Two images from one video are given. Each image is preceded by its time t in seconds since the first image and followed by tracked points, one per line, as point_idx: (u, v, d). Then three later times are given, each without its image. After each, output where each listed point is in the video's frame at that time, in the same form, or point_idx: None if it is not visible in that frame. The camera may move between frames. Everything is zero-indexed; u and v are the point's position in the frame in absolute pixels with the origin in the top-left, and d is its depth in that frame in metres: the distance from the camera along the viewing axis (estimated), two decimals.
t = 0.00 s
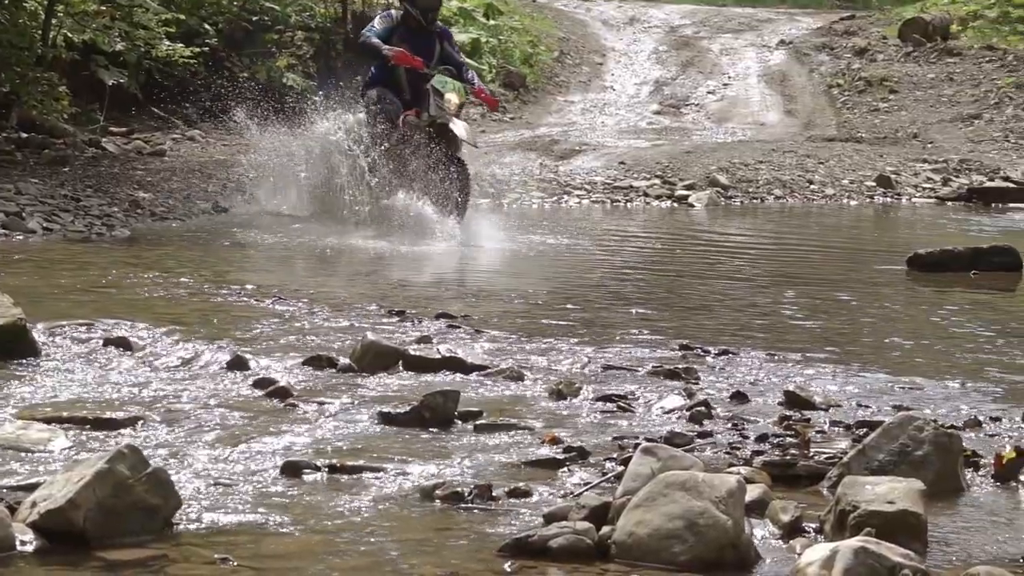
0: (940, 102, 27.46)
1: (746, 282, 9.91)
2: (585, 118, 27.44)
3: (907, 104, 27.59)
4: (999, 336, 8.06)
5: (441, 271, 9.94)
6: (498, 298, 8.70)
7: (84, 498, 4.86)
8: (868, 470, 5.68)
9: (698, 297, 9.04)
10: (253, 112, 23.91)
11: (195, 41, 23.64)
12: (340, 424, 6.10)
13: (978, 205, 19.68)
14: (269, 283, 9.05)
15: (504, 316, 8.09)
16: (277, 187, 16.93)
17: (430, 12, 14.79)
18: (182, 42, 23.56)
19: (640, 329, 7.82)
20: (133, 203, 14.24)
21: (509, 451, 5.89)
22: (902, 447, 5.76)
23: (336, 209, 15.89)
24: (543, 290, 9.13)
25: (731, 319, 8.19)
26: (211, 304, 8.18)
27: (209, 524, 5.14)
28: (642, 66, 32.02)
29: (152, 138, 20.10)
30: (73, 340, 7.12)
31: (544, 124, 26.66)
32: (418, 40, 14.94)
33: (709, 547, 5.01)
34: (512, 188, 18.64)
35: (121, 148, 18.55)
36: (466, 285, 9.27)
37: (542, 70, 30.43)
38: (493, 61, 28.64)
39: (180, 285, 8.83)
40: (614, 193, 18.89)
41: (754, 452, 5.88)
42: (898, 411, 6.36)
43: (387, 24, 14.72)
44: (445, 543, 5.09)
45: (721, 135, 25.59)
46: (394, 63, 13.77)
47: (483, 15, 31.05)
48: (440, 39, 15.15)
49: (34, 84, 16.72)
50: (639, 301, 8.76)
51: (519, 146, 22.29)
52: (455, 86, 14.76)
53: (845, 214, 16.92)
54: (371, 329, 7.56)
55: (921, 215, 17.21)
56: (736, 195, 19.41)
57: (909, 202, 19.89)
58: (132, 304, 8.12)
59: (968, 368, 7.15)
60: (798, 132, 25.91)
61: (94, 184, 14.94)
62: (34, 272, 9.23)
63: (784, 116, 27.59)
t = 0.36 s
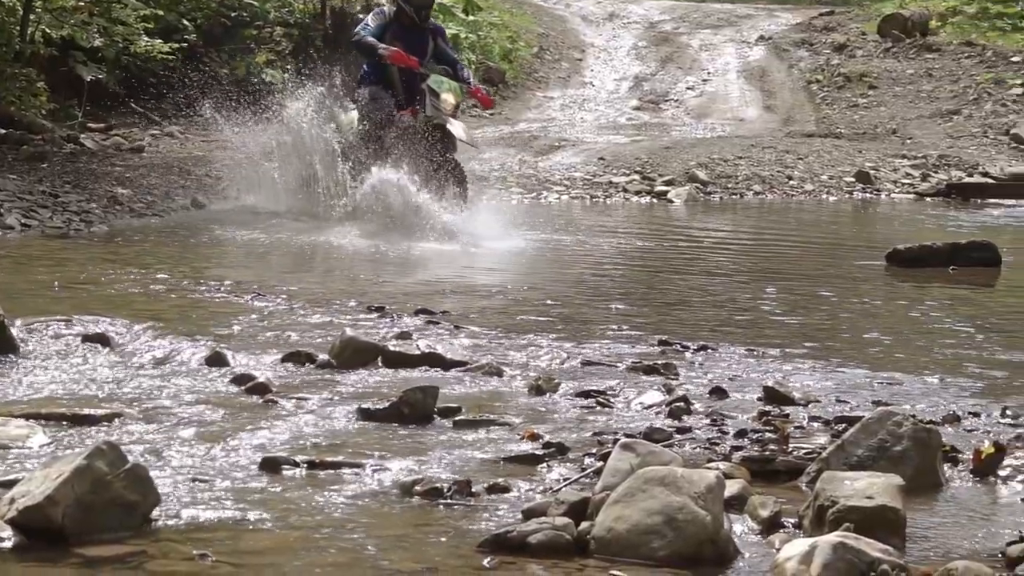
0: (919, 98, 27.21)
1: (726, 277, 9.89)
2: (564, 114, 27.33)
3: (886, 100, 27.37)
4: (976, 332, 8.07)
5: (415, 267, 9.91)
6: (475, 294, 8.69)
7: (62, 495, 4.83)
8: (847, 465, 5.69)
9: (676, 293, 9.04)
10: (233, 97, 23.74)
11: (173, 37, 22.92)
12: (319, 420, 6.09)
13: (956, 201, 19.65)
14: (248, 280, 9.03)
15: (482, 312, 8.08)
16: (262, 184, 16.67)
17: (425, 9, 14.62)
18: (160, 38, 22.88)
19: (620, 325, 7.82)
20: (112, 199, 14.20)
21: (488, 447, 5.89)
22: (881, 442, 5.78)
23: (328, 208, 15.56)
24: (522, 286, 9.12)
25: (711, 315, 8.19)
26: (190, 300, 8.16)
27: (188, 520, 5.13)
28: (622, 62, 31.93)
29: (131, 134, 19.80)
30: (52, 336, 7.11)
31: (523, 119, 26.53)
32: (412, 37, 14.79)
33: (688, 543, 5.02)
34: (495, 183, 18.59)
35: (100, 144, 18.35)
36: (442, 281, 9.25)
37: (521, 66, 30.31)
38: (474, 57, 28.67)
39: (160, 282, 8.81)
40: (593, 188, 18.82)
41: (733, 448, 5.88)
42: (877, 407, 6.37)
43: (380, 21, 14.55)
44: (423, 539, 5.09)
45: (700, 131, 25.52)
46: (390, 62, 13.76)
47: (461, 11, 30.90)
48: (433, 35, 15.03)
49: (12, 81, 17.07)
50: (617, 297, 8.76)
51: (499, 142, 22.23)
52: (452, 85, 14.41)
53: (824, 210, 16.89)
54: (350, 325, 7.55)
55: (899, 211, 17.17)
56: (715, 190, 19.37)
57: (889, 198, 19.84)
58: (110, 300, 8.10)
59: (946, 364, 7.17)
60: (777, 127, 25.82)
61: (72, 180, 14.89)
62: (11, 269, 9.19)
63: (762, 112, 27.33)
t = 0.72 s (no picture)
0: (898, 96, 27.18)
1: (704, 276, 9.89)
2: (542, 112, 27.26)
3: (865, 98, 27.32)
4: (954, 331, 8.09)
5: (390, 265, 9.89)
6: (452, 292, 8.69)
7: (41, 494, 4.81)
8: (826, 464, 5.68)
9: (655, 291, 9.04)
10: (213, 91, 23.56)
11: (152, 36, 23.15)
12: (298, 419, 6.09)
13: (936, 198, 19.68)
14: (227, 278, 9.01)
15: (461, 310, 8.08)
16: (243, 183, 16.39)
17: (420, 8, 14.74)
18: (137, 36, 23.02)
19: (599, 323, 7.82)
20: (91, 197, 14.16)
21: (467, 445, 5.89)
22: (861, 441, 5.78)
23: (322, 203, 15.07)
24: (501, 284, 9.12)
25: (690, 313, 8.19)
26: (169, 299, 8.15)
27: (167, 520, 5.12)
28: (601, 60, 31.86)
29: (109, 130, 19.63)
30: (31, 335, 7.09)
31: (502, 117, 26.47)
32: (407, 38, 14.90)
33: (667, 541, 5.01)
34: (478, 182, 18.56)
35: (78, 141, 18.14)
36: (419, 280, 9.24)
37: (501, 65, 30.26)
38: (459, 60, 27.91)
39: (138, 280, 8.79)
40: (574, 185, 18.77)
41: (712, 446, 5.88)
42: (856, 405, 6.38)
43: (376, 20, 14.64)
44: (403, 537, 5.08)
45: (680, 129, 25.49)
46: (388, 63, 13.85)
47: (440, 9, 30.83)
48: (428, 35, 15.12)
49: None
50: (595, 295, 8.75)
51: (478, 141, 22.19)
52: (450, 86, 14.47)
53: (803, 208, 16.90)
54: (329, 323, 7.55)
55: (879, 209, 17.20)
56: (694, 189, 19.34)
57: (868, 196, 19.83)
58: (89, 298, 8.09)
59: (925, 363, 7.18)
60: (756, 125, 25.81)
61: (50, 178, 14.84)
62: None
63: (742, 110, 27.27)
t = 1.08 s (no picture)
0: (879, 96, 27.11)
1: (683, 276, 9.88)
2: (523, 112, 27.15)
3: (846, 98, 27.27)
4: (933, 331, 8.10)
5: (367, 265, 9.86)
6: (431, 292, 8.68)
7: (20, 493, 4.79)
8: (806, 463, 5.69)
9: (635, 291, 9.05)
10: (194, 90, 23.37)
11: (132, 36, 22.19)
12: (278, 418, 6.08)
13: (917, 198, 19.68)
14: (208, 278, 8.98)
15: (439, 310, 8.08)
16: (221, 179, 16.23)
17: (419, 11, 14.74)
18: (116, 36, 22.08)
19: (580, 323, 7.82)
20: (70, 196, 14.16)
21: (447, 444, 5.89)
22: (841, 441, 5.78)
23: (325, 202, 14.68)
24: (483, 284, 9.11)
25: (671, 313, 8.20)
26: (148, 298, 8.14)
27: (146, 519, 5.11)
28: (582, 60, 31.71)
29: (89, 131, 19.03)
30: (12, 334, 7.07)
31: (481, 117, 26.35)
32: (406, 40, 14.89)
33: (647, 541, 5.02)
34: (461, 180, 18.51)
35: (58, 141, 17.60)
36: (399, 279, 9.24)
37: (481, 65, 30.12)
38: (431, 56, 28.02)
39: (118, 280, 8.76)
40: (557, 185, 18.73)
41: (692, 446, 5.88)
42: (836, 405, 6.39)
43: (374, 22, 14.62)
44: (382, 537, 5.08)
45: (661, 129, 25.43)
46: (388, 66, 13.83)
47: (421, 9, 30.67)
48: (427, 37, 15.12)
49: None
50: (576, 295, 8.75)
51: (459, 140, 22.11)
52: (451, 89, 14.17)
53: (784, 208, 16.88)
54: (309, 323, 7.54)
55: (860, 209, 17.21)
56: (675, 188, 19.28)
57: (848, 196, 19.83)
58: (69, 298, 8.07)
59: (905, 362, 7.19)
60: (737, 126, 25.76)
61: (30, 176, 14.81)
62: None
63: (723, 110, 27.20)
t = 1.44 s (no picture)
0: (858, 96, 27.07)
1: (659, 275, 9.87)
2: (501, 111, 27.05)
3: (824, 98, 27.22)
4: (909, 331, 8.11)
5: (340, 265, 9.79)
6: (407, 292, 8.66)
7: None
8: (784, 462, 5.69)
9: (612, 291, 9.04)
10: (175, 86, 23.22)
11: (110, 34, 21.81)
12: (256, 417, 6.08)
13: (895, 198, 19.70)
14: (185, 277, 8.96)
15: (418, 309, 8.08)
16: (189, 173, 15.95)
17: (417, 11, 14.38)
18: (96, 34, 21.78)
19: (558, 323, 7.82)
20: (47, 194, 14.12)
21: (425, 444, 5.89)
22: (818, 440, 5.78)
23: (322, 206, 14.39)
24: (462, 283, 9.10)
25: (650, 313, 8.19)
26: (125, 297, 8.12)
27: (124, 518, 5.10)
28: (561, 58, 31.58)
29: (68, 130, 18.37)
30: None
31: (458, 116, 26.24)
32: (403, 42, 14.47)
33: (624, 540, 5.02)
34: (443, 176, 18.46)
35: (35, 139, 16.97)
36: (376, 279, 9.22)
37: (459, 64, 30.01)
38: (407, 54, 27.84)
39: (95, 279, 8.74)
40: (537, 184, 18.68)
41: (670, 445, 5.89)
42: (814, 404, 6.39)
43: (370, 24, 14.26)
44: (360, 536, 5.08)
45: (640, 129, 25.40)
46: (389, 64, 13.82)
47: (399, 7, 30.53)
48: (424, 39, 14.75)
49: None
50: (554, 294, 8.73)
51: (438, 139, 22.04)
52: (450, 90, 14.35)
53: (763, 207, 16.89)
54: (286, 322, 7.54)
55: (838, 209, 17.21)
56: (654, 187, 19.21)
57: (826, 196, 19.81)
58: (45, 297, 8.05)
59: (883, 362, 7.20)
60: (716, 125, 25.74)
61: (7, 173, 14.76)
62: None
63: (701, 110, 27.14)
